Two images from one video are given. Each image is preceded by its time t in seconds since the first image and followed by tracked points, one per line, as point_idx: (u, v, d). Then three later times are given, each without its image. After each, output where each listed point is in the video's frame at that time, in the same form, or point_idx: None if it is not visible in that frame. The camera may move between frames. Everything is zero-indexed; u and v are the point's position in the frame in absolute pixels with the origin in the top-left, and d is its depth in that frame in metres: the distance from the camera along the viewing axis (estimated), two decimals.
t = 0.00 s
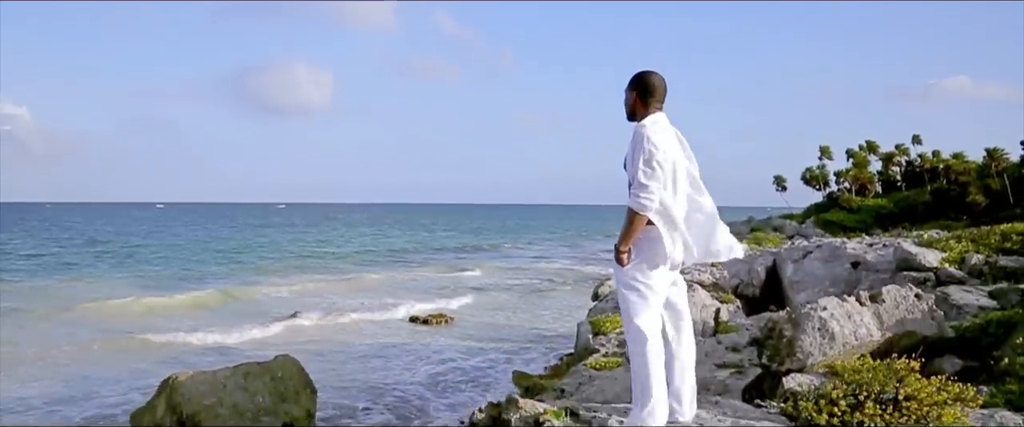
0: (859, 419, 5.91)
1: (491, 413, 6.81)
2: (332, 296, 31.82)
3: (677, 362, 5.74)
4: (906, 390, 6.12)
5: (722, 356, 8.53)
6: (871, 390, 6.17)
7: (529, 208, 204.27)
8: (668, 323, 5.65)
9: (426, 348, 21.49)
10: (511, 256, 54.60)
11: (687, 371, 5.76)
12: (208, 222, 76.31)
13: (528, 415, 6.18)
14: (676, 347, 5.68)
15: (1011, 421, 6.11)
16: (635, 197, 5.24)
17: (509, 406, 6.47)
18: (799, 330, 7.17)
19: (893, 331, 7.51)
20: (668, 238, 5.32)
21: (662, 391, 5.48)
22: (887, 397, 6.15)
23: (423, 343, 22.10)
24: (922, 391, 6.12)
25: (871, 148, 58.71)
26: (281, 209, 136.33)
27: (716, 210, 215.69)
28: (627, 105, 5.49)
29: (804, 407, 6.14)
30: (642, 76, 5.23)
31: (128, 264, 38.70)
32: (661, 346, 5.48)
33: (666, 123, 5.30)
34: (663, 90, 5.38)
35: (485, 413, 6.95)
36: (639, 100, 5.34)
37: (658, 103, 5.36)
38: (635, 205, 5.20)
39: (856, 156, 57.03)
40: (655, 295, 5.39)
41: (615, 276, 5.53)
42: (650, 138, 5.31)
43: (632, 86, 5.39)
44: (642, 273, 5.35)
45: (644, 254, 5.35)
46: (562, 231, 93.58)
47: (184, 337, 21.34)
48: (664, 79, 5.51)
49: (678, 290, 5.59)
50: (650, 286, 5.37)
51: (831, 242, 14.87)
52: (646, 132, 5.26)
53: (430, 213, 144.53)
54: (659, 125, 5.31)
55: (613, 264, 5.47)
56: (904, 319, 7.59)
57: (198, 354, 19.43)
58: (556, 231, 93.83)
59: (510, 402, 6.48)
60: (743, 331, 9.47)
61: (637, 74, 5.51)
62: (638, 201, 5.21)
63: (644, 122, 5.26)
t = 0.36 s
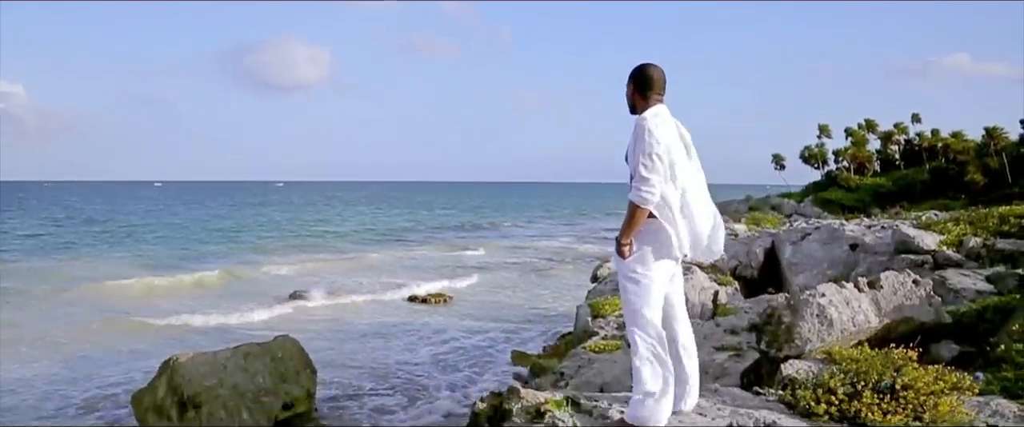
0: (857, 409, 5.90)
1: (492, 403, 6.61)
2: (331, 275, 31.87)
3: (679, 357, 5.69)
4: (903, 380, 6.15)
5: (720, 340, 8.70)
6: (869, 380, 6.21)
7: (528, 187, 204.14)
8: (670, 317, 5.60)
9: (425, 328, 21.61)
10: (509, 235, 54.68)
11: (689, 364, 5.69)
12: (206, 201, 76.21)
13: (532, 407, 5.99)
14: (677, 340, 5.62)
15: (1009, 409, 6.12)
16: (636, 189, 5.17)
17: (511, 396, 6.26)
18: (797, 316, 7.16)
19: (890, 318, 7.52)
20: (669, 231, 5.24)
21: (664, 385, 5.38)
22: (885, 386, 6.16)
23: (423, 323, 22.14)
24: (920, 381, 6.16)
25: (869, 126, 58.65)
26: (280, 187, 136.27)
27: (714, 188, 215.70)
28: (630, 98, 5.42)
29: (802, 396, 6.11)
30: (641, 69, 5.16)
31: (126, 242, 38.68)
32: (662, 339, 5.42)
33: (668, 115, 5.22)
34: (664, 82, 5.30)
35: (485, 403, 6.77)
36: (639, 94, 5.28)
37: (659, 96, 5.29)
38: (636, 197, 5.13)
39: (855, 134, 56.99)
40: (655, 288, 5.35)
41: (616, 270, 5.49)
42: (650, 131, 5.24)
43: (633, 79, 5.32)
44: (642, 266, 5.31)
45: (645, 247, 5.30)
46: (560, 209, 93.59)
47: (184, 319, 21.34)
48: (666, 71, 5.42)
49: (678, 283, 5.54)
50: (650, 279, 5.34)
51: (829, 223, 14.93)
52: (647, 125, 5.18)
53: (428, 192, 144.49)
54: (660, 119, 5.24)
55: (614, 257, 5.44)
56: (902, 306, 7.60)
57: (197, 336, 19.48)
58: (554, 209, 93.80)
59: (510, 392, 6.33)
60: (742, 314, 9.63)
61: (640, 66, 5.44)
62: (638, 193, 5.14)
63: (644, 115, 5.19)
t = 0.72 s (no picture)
0: (854, 397, 5.92)
1: (493, 391, 6.61)
2: (329, 255, 31.94)
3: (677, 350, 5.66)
4: (900, 369, 6.12)
5: (718, 323, 8.95)
6: (866, 369, 6.17)
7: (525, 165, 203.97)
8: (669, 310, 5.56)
9: (423, 308, 21.70)
10: (507, 214, 54.73)
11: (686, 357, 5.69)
12: (204, 180, 76.07)
13: (534, 395, 6.01)
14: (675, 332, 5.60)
15: (1003, 397, 6.18)
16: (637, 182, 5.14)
17: (512, 384, 6.25)
18: (796, 303, 7.26)
19: (886, 305, 7.40)
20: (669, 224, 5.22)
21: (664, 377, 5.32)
22: (881, 375, 6.14)
23: (422, 302, 22.23)
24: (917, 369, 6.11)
25: (868, 105, 58.53)
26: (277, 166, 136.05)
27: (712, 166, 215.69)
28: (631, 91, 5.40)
29: (800, 384, 6.20)
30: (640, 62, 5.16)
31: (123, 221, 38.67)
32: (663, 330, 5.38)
33: (668, 108, 5.21)
34: (666, 75, 5.29)
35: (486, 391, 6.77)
36: (640, 86, 5.26)
37: (660, 89, 5.27)
38: (637, 190, 5.10)
39: (853, 114, 56.90)
40: (656, 279, 5.31)
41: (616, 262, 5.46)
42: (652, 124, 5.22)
43: (634, 72, 5.31)
44: (642, 257, 5.28)
45: (645, 239, 5.28)
46: (557, 188, 93.57)
47: (182, 300, 21.40)
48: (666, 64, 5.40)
49: (678, 275, 5.52)
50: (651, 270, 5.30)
51: (827, 206, 15.00)
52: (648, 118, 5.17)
53: (425, 170, 144.31)
54: (662, 112, 5.21)
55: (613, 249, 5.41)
56: (899, 293, 7.49)
57: (195, 318, 19.55)
58: (551, 188, 93.79)
59: (511, 381, 6.31)
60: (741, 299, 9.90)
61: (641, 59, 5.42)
62: (640, 187, 5.12)
63: (646, 107, 5.17)
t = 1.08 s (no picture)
0: (852, 386, 5.96)
1: (494, 381, 6.65)
2: (328, 237, 31.97)
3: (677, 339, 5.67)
4: (898, 358, 6.15)
5: (716, 307, 9.17)
6: (864, 358, 6.21)
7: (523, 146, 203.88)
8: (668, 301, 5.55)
9: (422, 289, 21.76)
10: (506, 195, 54.73)
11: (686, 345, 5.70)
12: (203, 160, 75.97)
13: (535, 386, 6.04)
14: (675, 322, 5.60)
15: (999, 386, 6.23)
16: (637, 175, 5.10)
17: (513, 375, 6.29)
18: (794, 290, 7.29)
19: (884, 292, 7.45)
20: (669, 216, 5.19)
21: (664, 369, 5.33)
22: (879, 364, 6.17)
23: (421, 284, 22.29)
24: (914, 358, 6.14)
25: (868, 86, 58.38)
26: (275, 146, 135.88)
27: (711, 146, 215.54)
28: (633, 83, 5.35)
29: (798, 373, 6.26)
30: (642, 55, 5.11)
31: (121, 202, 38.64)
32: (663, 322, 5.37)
33: (670, 101, 5.16)
34: (667, 68, 5.25)
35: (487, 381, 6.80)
36: (642, 79, 5.21)
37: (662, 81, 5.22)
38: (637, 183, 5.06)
39: (853, 94, 56.77)
40: (655, 272, 5.29)
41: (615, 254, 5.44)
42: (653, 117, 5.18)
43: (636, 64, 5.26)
44: (642, 249, 5.25)
45: (645, 232, 5.25)
46: (556, 168, 93.52)
47: (181, 284, 21.42)
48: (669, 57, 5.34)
49: (678, 266, 5.50)
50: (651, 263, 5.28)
51: (826, 190, 15.04)
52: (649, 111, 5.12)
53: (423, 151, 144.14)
54: (663, 104, 5.17)
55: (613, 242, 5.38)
56: (896, 280, 7.53)
57: (194, 301, 19.57)
58: (550, 168, 93.76)
59: (512, 371, 6.34)
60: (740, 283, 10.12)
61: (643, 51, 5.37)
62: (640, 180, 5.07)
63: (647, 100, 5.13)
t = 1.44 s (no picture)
0: (849, 378, 6.00)
1: (495, 372, 6.68)
2: (327, 220, 31.94)
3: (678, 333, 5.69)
4: (895, 351, 6.19)
5: (715, 295, 9.36)
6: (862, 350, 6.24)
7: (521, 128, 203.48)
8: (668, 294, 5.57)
9: (421, 273, 21.80)
10: (504, 178, 54.72)
11: (686, 338, 5.73)
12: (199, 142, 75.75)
13: (536, 378, 6.08)
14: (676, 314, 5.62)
15: (995, 376, 6.29)
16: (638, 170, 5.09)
17: (514, 366, 6.30)
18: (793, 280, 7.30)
19: (882, 282, 7.47)
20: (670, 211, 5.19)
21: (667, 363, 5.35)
22: (876, 356, 6.22)
23: (420, 268, 22.33)
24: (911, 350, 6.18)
25: (868, 68, 58.26)
26: (273, 129, 135.52)
27: (709, 127, 215.42)
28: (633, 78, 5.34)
29: (795, 365, 6.30)
30: (643, 49, 5.09)
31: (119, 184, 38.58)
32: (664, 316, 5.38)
33: (671, 96, 5.14)
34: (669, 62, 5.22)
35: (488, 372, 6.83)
36: (643, 74, 5.19)
37: (664, 77, 5.20)
38: (637, 178, 5.06)
39: (852, 76, 56.65)
40: (656, 266, 5.29)
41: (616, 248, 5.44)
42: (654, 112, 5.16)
43: (637, 59, 5.23)
44: (643, 245, 5.25)
45: (646, 227, 5.25)
46: (554, 151, 93.36)
47: (181, 270, 21.42)
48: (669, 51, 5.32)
49: (678, 260, 5.50)
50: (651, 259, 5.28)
51: (824, 175, 15.07)
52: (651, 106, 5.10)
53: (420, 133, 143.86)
54: (665, 101, 5.15)
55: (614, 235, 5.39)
56: (894, 269, 7.54)
57: (193, 287, 19.59)
58: (548, 150, 93.59)
59: (512, 363, 6.37)
60: (738, 269, 10.31)
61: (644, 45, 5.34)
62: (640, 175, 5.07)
63: (648, 96, 5.11)
